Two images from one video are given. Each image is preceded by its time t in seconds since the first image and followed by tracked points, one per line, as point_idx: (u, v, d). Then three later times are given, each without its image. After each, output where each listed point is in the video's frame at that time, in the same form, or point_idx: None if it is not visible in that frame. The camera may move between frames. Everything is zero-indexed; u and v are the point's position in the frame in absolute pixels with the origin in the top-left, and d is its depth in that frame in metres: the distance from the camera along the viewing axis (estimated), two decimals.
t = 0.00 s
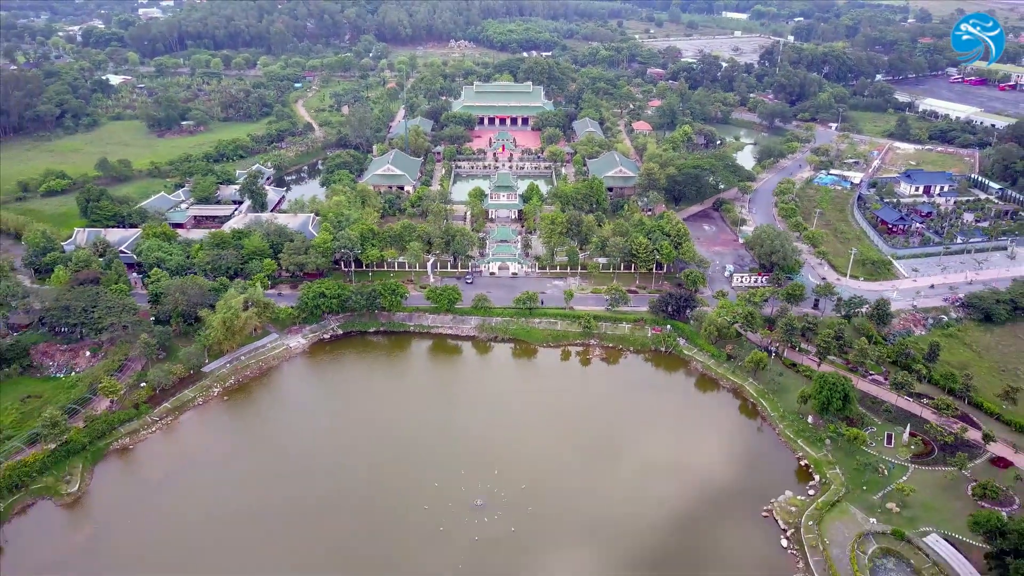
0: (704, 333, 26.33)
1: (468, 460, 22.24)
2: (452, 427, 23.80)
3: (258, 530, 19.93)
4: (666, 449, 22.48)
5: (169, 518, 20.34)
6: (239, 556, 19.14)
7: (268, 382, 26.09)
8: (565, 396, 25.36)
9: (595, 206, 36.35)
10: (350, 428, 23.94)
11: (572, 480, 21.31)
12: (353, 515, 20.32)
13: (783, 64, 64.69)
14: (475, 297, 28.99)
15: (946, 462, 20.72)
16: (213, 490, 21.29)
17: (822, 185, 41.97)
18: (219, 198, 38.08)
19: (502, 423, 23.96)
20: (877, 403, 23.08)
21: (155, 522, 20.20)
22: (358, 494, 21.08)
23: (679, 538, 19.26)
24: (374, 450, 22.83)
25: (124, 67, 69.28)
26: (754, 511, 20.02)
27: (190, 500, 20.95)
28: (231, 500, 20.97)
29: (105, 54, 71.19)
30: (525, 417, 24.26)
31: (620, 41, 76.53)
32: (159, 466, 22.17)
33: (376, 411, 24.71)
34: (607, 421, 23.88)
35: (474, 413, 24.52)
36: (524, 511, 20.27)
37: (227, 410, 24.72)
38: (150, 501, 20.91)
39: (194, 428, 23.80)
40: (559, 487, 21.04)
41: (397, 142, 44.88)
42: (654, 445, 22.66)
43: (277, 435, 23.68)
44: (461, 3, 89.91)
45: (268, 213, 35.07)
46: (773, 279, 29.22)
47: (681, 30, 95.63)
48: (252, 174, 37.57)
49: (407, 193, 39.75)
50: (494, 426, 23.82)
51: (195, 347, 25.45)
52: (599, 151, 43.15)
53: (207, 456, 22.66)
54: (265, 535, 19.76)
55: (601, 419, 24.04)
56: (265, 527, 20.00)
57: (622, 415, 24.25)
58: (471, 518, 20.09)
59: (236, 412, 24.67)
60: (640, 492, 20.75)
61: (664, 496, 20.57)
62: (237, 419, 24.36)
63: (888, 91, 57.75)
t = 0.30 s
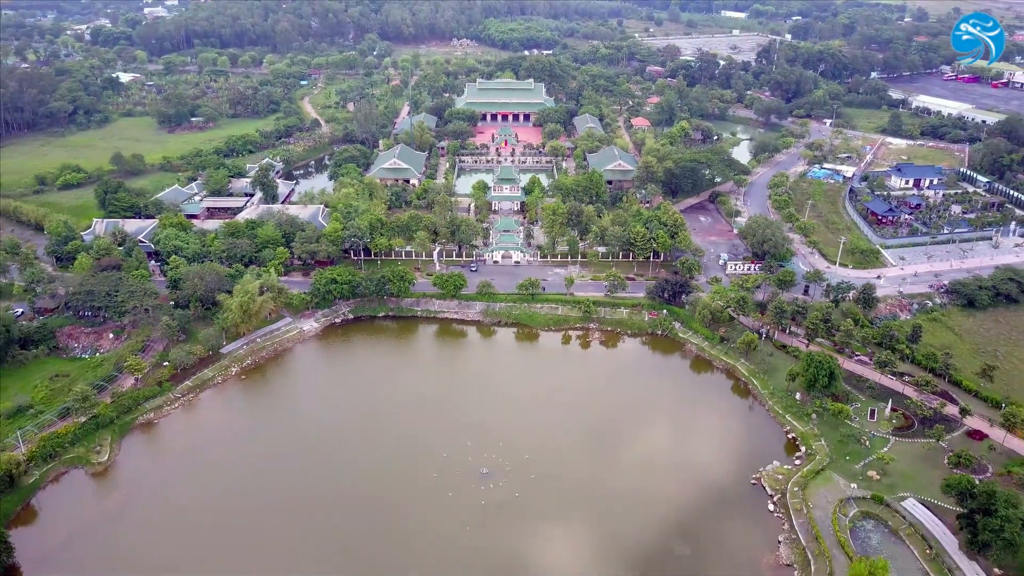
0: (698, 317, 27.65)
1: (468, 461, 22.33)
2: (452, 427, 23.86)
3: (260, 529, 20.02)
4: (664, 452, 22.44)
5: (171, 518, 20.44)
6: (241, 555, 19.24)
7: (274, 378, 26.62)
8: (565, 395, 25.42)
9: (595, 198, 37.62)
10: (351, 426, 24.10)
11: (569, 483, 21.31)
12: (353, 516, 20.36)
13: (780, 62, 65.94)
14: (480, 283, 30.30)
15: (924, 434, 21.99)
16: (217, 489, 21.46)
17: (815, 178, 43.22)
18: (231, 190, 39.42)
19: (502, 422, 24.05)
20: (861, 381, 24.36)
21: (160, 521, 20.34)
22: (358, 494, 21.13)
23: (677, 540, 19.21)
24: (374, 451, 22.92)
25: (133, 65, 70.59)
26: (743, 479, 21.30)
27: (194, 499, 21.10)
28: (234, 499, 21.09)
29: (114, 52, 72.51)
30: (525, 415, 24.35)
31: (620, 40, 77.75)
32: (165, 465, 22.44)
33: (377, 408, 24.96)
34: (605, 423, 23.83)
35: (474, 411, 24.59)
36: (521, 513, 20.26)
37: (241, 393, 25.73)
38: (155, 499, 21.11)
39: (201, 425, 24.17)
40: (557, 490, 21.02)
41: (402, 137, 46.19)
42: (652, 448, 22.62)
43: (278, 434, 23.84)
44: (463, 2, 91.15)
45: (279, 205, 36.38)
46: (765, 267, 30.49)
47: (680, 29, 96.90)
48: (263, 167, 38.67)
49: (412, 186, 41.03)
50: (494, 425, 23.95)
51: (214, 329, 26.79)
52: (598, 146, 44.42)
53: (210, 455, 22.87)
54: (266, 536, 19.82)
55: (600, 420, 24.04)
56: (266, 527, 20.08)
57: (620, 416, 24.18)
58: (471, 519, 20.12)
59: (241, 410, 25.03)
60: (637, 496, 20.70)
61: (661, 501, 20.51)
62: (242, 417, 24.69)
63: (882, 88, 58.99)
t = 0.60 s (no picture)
0: (692, 303, 28.90)
1: (471, 459, 22.63)
2: (455, 426, 24.16)
3: (264, 525, 20.36)
4: (666, 453, 22.64)
5: (179, 510, 20.94)
6: (245, 550, 19.57)
7: (282, 371, 27.27)
8: (568, 394, 25.69)
9: (594, 192, 38.80)
10: (355, 422, 24.53)
11: (570, 482, 21.59)
12: (356, 513, 20.66)
13: (776, 60, 67.12)
14: (483, 272, 31.56)
15: (904, 411, 23.22)
16: (223, 485, 21.84)
17: (808, 173, 44.40)
18: (240, 184, 40.65)
19: (506, 421, 24.35)
20: (846, 362, 25.59)
21: (166, 515, 20.73)
22: (362, 491, 21.47)
23: (675, 540, 19.41)
24: (378, 449, 23.26)
25: (140, 63, 71.80)
26: (733, 452, 22.55)
27: (200, 494, 21.50)
28: (238, 495, 21.44)
29: (121, 51, 73.68)
30: (528, 413, 24.66)
31: (619, 39, 78.96)
32: (173, 459, 22.92)
33: (381, 404, 25.38)
34: (608, 424, 24.08)
35: (477, 409, 24.91)
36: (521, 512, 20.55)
37: (256, 376, 26.93)
38: (162, 492, 21.54)
39: (208, 420, 24.65)
40: (557, 489, 21.29)
41: (406, 133, 47.41)
42: (653, 449, 22.84)
43: (284, 428, 24.29)
44: (465, 2, 92.30)
45: (288, 198, 37.63)
46: (757, 256, 31.73)
47: (679, 28, 98.06)
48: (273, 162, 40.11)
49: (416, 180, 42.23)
50: (498, 424, 24.23)
51: (229, 315, 28.05)
52: (597, 142, 45.59)
53: (217, 450, 23.30)
54: (269, 532, 20.13)
55: (603, 419, 24.30)
56: (270, 523, 20.39)
57: (623, 416, 24.42)
58: (471, 516, 20.43)
59: (248, 405, 25.47)
60: (637, 496, 20.96)
61: (661, 502, 20.71)
62: (248, 412, 25.10)
63: (876, 86, 60.10)
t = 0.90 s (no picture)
0: (686, 293, 30.15)
1: (472, 458, 22.83)
2: (457, 425, 24.34)
3: (266, 522, 20.51)
4: (667, 452, 22.75)
5: (183, 502, 21.30)
6: (248, 546, 19.73)
7: (287, 367, 27.75)
8: (570, 392, 25.85)
9: (593, 187, 40.02)
10: (358, 421, 24.73)
11: (571, 481, 21.71)
12: (357, 511, 20.81)
13: (772, 61, 68.38)
14: (486, 264, 32.87)
15: (886, 392, 24.46)
16: (226, 482, 22.05)
17: (802, 170, 45.61)
18: (249, 180, 41.90)
19: (508, 420, 24.51)
20: (832, 348, 26.84)
21: (170, 512, 20.94)
22: (363, 489, 21.63)
23: (673, 539, 19.55)
24: (381, 447, 23.44)
25: (147, 63, 73.03)
26: (724, 431, 23.75)
27: (204, 491, 21.69)
28: (242, 492, 21.63)
29: (128, 51, 74.90)
30: (531, 411, 24.88)
31: (618, 40, 80.22)
32: (178, 456, 23.22)
33: (384, 402, 25.65)
34: (610, 423, 24.20)
35: (479, 407, 25.12)
36: (521, 510, 20.67)
37: (267, 364, 27.91)
38: (167, 489, 21.79)
39: (213, 418, 24.97)
40: (557, 488, 21.43)
41: (410, 131, 48.69)
42: (654, 448, 22.95)
43: (288, 426, 24.55)
44: (466, 3, 93.59)
45: (296, 193, 38.90)
46: (749, 249, 32.99)
47: (677, 29, 99.35)
48: (280, 159, 41.45)
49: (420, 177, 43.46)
50: (499, 423, 24.39)
51: (243, 304, 29.33)
52: (596, 139, 46.80)
53: (221, 448, 23.55)
54: (271, 529, 20.27)
55: (604, 418, 24.46)
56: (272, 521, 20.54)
57: (625, 414, 24.60)
58: (471, 514, 20.56)
59: (253, 402, 25.77)
60: (638, 494, 21.08)
61: (662, 501, 20.79)
62: (252, 410, 25.38)
63: (869, 86, 61.31)
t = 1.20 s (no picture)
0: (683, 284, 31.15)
1: (473, 456, 22.93)
2: (461, 418, 24.71)
3: (267, 519, 20.59)
4: (666, 452, 22.87)
5: (190, 494, 21.67)
6: (250, 543, 19.83)
7: (291, 364, 28.05)
8: (572, 392, 25.99)
9: (592, 182, 40.98)
10: (363, 415, 24.99)
11: (571, 479, 21.80)
12: (358, 508, 20.85)
13: (769, 60, 69.36)
14: (488, 256, 33.90)
15: (874, 377, 25.46)
16: (229, 480, 22.18)
17: (797, 166, 46.57)
18: (257, 176, 42.90)
19: (509, 419, 24.61)
20: (823, 336, 27.85)
21: (177, 502, 21.37)
22: (364, 487, 21.69)
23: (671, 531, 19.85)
24: (383, 444, 23.55)
25: (152, 63, 74.02)
26: (718, 414, 24.74)
27: (208, 489, 21.84)
28: (245, 490, 21.76)
29: (134, 50, 75.89)
30: (533, 406, 25.24)
31: (618, 39, 81.22)
32: (185, 450, 23.60)
33: (387, 400, 25.78)
34: (611, 422, 24.31)
35: (483, 403, 25.45)
36: (522, 503, 20.91)
37: (276, 354, 28.72)
38: (173, 482, 22.12)
39: (217, 416, 25.20)
40: (557, 486, 21.54)
41: (414, 129, 49.72)
42: (653, 447, 23.07)
43: (290, 424, 24.68)
44: (467, 3, 94.62)
45: (303, 188, 39.92)
46: (743, 242, 34.01)
47: (676, 29, 100.37)
48: (287, 156, 42.51)
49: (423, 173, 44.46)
50: (501, 422, 24.52)
51: (254, 294, 30.34)
52: (596, 136, 47.78)
53: (224, 446, 23.69)
54: (271, 526, 20.35)
55: (605, 415, 24.70)
56: (274, 518, 20.64)
57: (626, 409, 24.97)
58: (471, 511, 20.61)
59: (256, 401, 25.97)
60: (637, 492, 21.19)
61: (661, 495, 21.07)
62: (256, 408, 25.55)
63: (865, 85, 62.26)
